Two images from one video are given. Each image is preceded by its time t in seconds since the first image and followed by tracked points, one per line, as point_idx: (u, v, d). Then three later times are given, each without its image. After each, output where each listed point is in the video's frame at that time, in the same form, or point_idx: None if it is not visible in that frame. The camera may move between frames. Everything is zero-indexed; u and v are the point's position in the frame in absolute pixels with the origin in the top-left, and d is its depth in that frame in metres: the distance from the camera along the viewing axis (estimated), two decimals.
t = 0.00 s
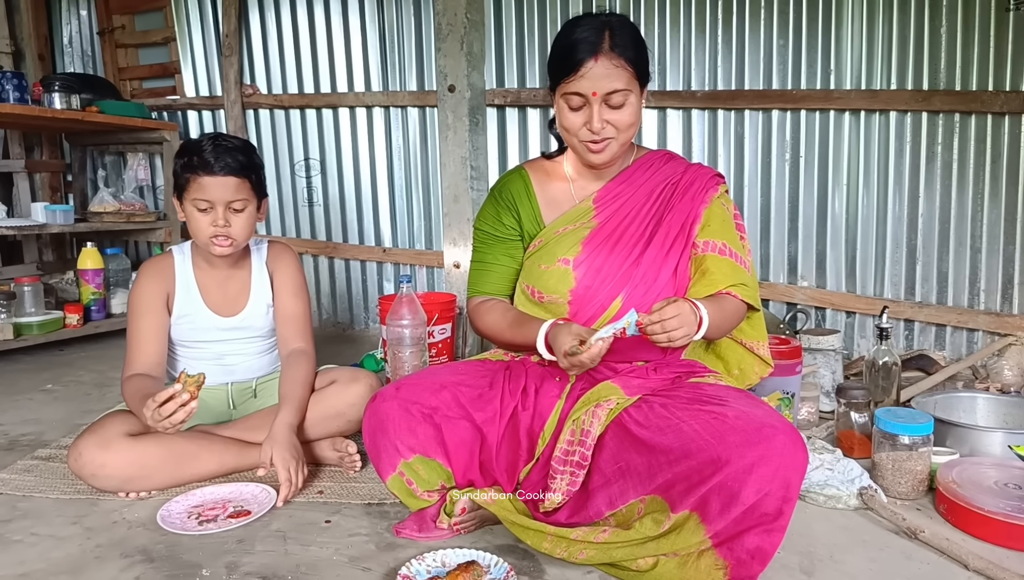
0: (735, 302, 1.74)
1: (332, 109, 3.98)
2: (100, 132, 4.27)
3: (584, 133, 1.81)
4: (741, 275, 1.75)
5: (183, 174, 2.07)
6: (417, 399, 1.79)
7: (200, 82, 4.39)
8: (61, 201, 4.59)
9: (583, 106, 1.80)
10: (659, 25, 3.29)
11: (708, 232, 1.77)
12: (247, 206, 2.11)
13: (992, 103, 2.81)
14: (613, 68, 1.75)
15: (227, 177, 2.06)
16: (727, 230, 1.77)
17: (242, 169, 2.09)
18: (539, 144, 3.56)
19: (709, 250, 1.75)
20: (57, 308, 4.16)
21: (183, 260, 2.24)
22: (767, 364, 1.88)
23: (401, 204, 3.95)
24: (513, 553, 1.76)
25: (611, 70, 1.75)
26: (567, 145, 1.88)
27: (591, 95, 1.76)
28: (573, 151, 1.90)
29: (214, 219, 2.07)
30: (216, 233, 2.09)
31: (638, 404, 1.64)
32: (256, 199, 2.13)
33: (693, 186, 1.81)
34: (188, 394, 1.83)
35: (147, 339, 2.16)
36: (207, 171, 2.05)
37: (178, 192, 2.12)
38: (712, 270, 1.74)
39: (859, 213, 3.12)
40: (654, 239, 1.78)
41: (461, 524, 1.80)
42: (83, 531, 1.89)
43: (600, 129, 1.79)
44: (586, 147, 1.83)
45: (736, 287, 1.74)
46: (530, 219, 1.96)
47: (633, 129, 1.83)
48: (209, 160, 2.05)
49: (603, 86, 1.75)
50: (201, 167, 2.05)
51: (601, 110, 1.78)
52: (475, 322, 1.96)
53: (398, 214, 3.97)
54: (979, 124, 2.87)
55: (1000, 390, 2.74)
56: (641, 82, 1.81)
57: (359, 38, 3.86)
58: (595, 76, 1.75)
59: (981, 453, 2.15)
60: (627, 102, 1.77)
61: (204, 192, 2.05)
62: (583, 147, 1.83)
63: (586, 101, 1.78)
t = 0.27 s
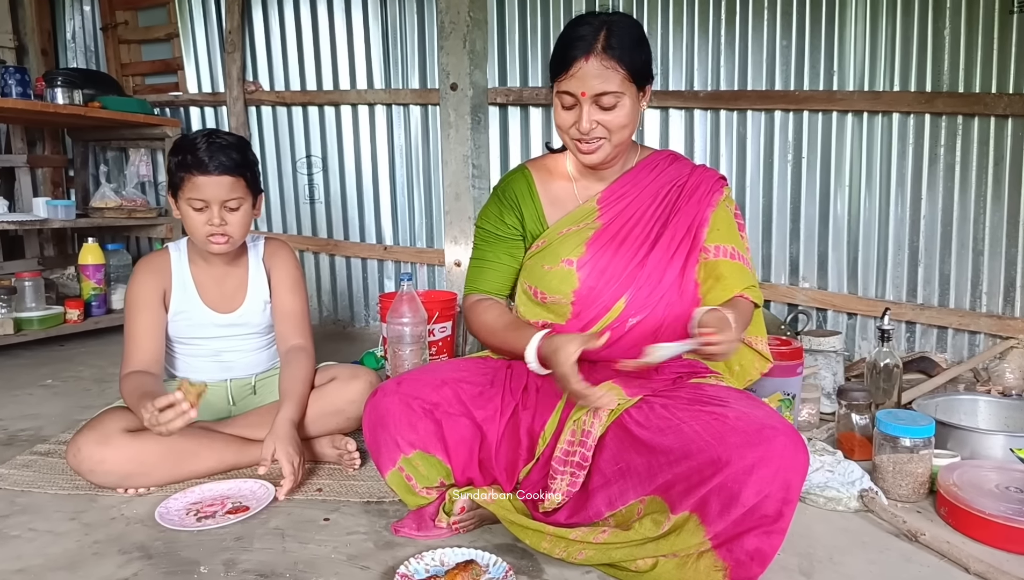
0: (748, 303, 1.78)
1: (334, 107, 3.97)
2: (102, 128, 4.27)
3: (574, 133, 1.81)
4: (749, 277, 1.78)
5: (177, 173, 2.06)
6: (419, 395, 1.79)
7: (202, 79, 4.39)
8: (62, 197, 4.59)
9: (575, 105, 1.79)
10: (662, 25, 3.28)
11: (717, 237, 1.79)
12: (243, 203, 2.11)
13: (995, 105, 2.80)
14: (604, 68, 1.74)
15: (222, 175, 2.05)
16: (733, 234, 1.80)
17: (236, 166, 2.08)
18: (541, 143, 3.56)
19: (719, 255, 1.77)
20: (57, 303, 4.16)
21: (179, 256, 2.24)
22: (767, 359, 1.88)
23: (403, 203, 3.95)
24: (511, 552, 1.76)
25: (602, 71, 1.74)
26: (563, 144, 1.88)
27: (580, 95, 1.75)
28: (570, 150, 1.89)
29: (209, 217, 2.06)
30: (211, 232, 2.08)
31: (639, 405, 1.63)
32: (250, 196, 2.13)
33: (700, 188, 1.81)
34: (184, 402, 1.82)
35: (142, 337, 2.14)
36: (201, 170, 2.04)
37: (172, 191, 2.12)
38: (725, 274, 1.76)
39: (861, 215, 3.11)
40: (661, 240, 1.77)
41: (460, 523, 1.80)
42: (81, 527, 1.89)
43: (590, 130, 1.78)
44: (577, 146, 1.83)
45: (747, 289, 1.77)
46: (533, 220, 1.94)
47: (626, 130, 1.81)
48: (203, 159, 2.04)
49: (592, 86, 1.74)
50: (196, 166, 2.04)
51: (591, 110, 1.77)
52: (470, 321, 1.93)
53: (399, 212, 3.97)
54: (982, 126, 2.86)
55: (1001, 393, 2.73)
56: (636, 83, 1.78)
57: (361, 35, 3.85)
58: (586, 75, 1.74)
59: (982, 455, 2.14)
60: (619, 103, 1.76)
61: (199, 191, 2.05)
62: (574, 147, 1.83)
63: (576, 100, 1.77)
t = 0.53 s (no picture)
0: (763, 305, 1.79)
1: (338, 107, 3.97)
2: (106, 128, 4.28)
3: (573, 134, 1.75)
4: (758, 277, 1.77)
5: (180, 176, 2.06)
6: (421, 397, 1.78)
7: (206, 79, 4.40)
8: (67, 197, 4.60)
9: (573, 106, 1.73)
10: (666, 23, 3.27)
11: (727, 238, 1.76)
12: (246, 206, 2.11)
13: (1001, 102, 2.78)
14: (601, 67, 1.67)
15: (223, 179, 2.05)
16: (741, 234, 1.78)
17: (238, 170, 2.07)
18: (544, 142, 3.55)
19: (730, 257, 1.75)
20: (62, 303, 4.17)
21: (182, 256, 2.24)
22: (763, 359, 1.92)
23: (406, 202, 3.95)
24: (515, 552, 1.77)
25: (600, 70, 1.67)
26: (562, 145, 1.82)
27: (578, 96, 1.69)
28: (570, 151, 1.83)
29: (212, 221, 2.07)
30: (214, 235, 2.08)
31: (643, 404, 1.62)
32: (251, 200, 2.12)
33: (707, 188, 1.78)
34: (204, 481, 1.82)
35: (148, 336, 2.14)
36: (204, 174, 2.04)
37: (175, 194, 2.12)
38: (735, 274, 1.75)
39: (866, 213, 3.09)
40: (668, 241, 1.74)
41: (463, 523, 1.80)
42: (84, 526, 1.89)
43: (588, 132, 1.72)
44: (577, 147, 1.77)
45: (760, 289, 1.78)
46: (537, 219, 1.85)
47: (626, 129, 1.75)
48: (206, 162, 2.04)
49: (590, 86, 1.67)
50: (198, 169, 2.04)
51: (589, 111, 1.71)
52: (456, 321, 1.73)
53: (402, 211, 3.97)
54: (988, 123, 2.85)
55: (1008, 392, 2.71)
56: (636, 81, 1.72)
57: (364, 35, 3.85)
58: (583, 75, 1.68)
59: (989, 455, 2.12)
60: (618, 103, 1.70)
61: (202, 195, 2.04)
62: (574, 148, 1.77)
63: (574, 101, 1.71)
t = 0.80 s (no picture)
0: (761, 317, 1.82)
1: (341, 111, 3.98)
2: (111, 132, 4.29)
3: (574, 142, 1.72)
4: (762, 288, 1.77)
5: (191, 183, 2.05)
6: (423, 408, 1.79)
7: (211, 83, 4.41)
8: (72, 201, 4.62)
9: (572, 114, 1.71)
10: (669, 29, 3.27)
11: (732, 247, 1.75)
12: (255, 215, 2.11)
13: (1005, 108, 2.78)
14: (598, 72, 1.66)
15: (235, 188, 2.04)
16: (746, 243, 1.77)
17: (250, 179, 2.07)
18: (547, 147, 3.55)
19: (735, 267, 1.74)
20: (67, 306, 4.19)
21: (188, 260, 2.23)
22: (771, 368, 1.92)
23: (410, 207, 3.95)
24: (518, 557, 1.76)
25: (597, 74, 1.66)
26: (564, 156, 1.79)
27: (576, 102, 1.67)
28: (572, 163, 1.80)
29: (222, 229, 2.06)
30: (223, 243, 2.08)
31: (644, 412, 1.61)
32: (260, 209, 2.13)
33: (713, 198, 1.77)
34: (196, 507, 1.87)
35: (154, 339, 2.14)
36: (216, 183, 2.03)
37: (185, 200, 2.11)
38: (741, 285, 1.74)
39: (870, 218, 3.09)
40: (676, 252, 1.73)
41: (467, 529, 1.80)
42: (87, 531, 1.89)
43: (589, 138, 1.69)
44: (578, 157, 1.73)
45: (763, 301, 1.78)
46: (546, 230, 1.80)
47: (628, 136, 1.71)
48: (218, 171, 2.03)
49: (587, 91, 1.66)
50: (211, 177, 2.03)
51: (589, 116, 1.68)
52: (474, 344, 1.73)
53: (406, 216, 3.97)
54: (992, 129, 2.84)
55: (1013, 399, 2.70)
56: (636, 85, 1.70)
57: (368, 39, 3.86)
58: (580, 81, 1.67)
59: (994, 462, 2.12)
60: (618, 107, 1.67)
61: (213, 204, 2.04)
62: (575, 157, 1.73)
63: (573, 108, 1.69)
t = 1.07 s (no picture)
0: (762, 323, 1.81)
1: (344, 115, 3.99)
2: (114, 135, 4.30)
3: (580, 139, 1.71)
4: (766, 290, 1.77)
5: (201, 188, 2.06)
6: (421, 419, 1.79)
7: (213, 87, 4.42)
8: (75, 204, 4.63)
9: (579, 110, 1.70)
10: (671, 34, 3.28)
11: (736, 252, 1.75)
12: (263, 220, 2.12)
13: (1007, 112, 2.78)
14: (606, 67, 1.67)
15: (245, 194, 2.05)
16: (750, 247, 1.77)
17: (259, 185, 2.08)
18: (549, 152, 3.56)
19: (740, 272, 1.74)
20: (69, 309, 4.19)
21: (192, 263, 2.24)
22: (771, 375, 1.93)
23: (411, 211, 3.95)
24: (520, 561, 1.79)
25: (605, 69, 1.66)
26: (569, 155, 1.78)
27: (583, 97, 1.67)
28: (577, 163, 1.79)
29: (231, 234, 2.07)
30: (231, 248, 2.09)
31: (645, 422, 1.61)
32: (269, 214, 2.13)
33: (718, 203, 1.77)
34: (200, 515, 1.88)
35: (157, 341, 2.15)
36: (225, 188, 2.04)
37: (193, 203, 2.11)
38: (746, 291, 1.74)
39: (871, 223, 3.09)
40: (680, 257, 1.73)
41: (467, 534, 1.80)
42: (88, 533, 1.89)
43: (595, 134, 1.69)
44: (583, 154, 1.72)
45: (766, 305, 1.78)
46: (548, 235, 1.80)
47: (635, 134, 1.71)
48: (228, 177, 2.04)
49: (595, 86, 1.66)
50: (220, 183, 2.04)
51: (596, 112, 1.68)
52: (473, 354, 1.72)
53: (408, 219, 3.97)
54: (994, 133, 2.84)
55: (1015, 404, 2.70)
56: (643, 84, 1.70)
57: (371, 43, 3.87)
58: (587, 76, 1.67)
59: (995, 467, 2.11)
60: (625, 104, 1.67)
61: (223, 209, 2.05)
62: (581, 154, 1.73)
63: (580, 104, 1.69)
